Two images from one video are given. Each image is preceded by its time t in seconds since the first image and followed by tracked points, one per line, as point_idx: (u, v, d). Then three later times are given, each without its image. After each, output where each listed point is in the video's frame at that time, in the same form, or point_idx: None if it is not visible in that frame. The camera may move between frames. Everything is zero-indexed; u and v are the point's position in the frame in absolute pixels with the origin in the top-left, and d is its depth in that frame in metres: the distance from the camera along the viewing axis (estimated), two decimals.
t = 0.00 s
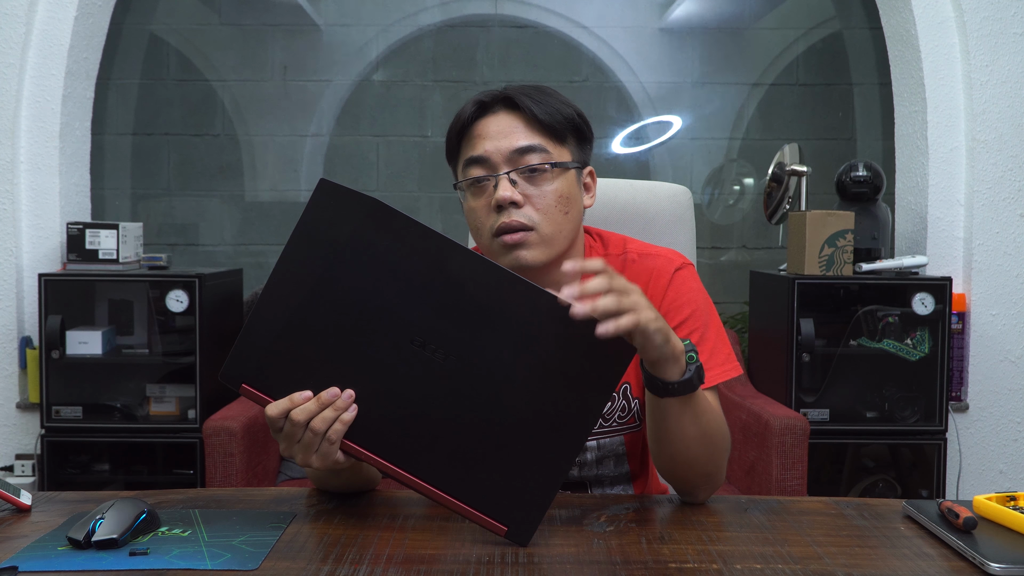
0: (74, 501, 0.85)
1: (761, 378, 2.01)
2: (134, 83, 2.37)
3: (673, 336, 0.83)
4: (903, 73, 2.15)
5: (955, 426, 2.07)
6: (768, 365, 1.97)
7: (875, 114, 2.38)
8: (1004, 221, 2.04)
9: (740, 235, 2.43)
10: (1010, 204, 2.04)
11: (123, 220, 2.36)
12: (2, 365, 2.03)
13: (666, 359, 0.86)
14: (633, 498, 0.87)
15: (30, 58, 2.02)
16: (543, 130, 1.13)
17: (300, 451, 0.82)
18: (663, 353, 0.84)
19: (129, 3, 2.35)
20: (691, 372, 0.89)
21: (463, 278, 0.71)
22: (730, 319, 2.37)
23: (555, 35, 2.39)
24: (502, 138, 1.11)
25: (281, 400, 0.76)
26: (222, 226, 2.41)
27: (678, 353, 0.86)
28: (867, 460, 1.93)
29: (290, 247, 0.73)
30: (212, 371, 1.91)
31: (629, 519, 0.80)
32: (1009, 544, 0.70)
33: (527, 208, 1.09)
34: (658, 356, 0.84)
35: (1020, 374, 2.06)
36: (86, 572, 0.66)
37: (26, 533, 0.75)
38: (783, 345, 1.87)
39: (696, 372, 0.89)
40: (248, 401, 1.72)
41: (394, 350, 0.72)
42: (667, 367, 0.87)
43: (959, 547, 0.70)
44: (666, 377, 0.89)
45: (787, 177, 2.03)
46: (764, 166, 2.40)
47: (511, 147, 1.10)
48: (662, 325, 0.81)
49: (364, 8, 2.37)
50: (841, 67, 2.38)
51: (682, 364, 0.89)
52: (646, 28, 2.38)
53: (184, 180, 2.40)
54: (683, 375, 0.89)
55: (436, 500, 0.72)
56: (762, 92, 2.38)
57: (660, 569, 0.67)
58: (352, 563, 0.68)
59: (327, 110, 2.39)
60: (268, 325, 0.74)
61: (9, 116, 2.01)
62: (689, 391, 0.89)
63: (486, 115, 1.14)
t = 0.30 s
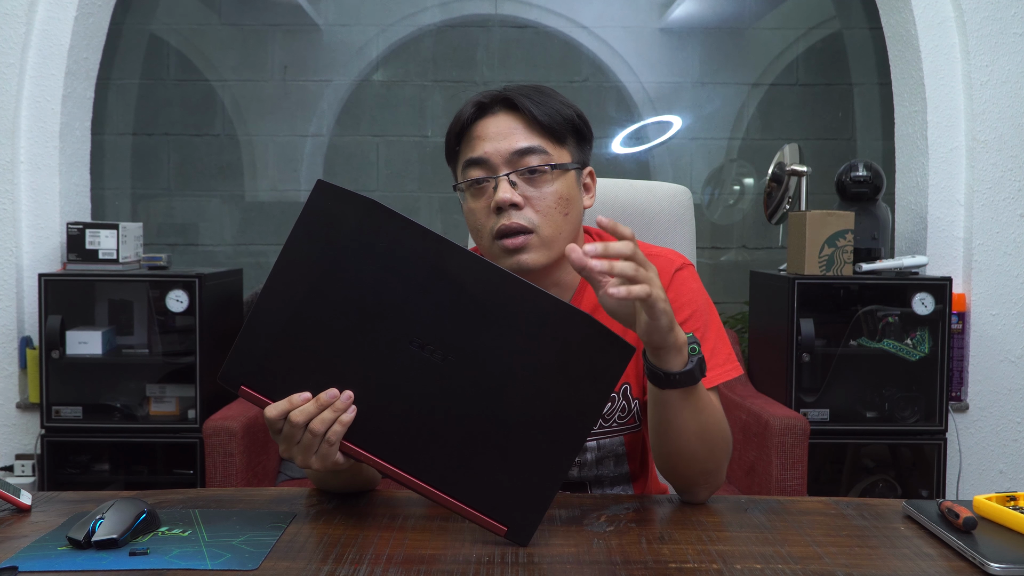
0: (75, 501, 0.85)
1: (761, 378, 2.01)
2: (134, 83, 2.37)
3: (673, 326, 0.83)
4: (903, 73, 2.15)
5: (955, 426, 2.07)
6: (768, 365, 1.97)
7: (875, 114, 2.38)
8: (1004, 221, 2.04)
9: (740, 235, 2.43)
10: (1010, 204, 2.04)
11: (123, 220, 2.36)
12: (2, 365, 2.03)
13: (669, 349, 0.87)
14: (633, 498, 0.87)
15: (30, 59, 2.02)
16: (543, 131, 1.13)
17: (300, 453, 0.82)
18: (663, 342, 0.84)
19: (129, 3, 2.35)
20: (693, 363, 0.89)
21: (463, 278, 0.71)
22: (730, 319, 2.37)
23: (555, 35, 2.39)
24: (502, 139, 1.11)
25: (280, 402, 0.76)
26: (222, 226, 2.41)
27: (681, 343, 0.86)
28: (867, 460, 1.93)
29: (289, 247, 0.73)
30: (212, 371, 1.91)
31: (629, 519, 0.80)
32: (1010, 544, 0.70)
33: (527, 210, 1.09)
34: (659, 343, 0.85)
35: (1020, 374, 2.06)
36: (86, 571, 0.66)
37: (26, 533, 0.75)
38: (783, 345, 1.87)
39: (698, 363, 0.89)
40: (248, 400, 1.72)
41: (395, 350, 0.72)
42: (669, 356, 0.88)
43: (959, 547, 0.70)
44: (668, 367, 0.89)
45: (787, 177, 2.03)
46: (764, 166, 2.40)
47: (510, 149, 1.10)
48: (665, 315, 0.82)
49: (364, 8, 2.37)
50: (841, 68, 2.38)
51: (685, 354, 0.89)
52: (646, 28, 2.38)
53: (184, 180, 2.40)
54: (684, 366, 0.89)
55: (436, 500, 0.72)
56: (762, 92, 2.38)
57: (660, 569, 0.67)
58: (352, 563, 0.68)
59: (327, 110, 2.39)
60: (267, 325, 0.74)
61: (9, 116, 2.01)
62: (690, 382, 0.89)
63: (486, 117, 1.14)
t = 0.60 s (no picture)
0: (75, 501, 0.85)
1: (762, 378, 2.01)
2: (134, 83, 2.37)
3: (674, 345, 0.83)
4: (903, 73, 2.15)
5: (955, 426, 2.07)
6: (768, 365, 1.97)
7: (876, 113, 2.38)
8: (1004, 221, 2.04)
9: (740, 235, 2.43)
10: (1010, 203, 2.04)
11: (123, 220, 2.36)
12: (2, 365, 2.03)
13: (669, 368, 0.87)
14: (633, 498, 0.87)
15: (29, 58, 2.02)
16: (541, 126, 1.13)
17: (300, 451, 0.82)
18: (665, 363, 0.84)
19: (129, 3, 2.35)
20: (691, 378, 0.88)
21: (463, 278, 0.71)
22: (730, 319, 2.37)
23: (555, 35, 2.39)
24: (500, 133, 1.11)
25: (281, 399, 0.76)
26: (222, 226, 2.41)
27: (681, 356, 0.86)
28: (867, 460, 1.93)
29: (290, 247, 0.73)
30: (212, 371, 1.91)
31: (630, 519, 0.80)
32: (1009, 544, 0.70)
33: (525, 203, 1.09)
34: (659, 366, 0.84)
35: (1020, 374, 2.06)
36: (86, 571, 0.66)
37: (26, 533, 0.75)
38: (783, 345, 1.87)
39: (696, 378, 0.89)
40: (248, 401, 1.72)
41: (395, 350, 0.72)
42: (667, 373, 0.88)
43: (958, 547, 0.70)
44: (666, 384, 0.89)
45: (787, 177, 2.03)
46: (764, 166, 2.40)
47: (508, 142, 1.10)
48: (660, 334, 0.81)
49: (364, 8, 2.37)
50: (841, 67, 2.38)
51: (682, 370, 0.88)
52: (646, 28, 2.38)
53: (184, 180, 2.40)
54: (683, 382, 0.89)
55: (436, 500, 0.72)
56: (762, 92, 2.38)
57: (660, 569, 0.67)
58: (352, 563, 0.68)
59: (327, 110, 2.39)
60: (268, 324, 0.74)
61: (9, 117, 2.01)
62: (689, 396, 0.89)
63: (484, 112, 1.14)
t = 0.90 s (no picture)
0: (75, 501, 0.85)
1: (761, 378, 2.01)
2: (134, 83, 2.37)
3: (674, 345, 0.83)
4: (903, 73, 2.15)
5: (955, 426, 2.07)
6: (768, 365, 1.97)
7: (876, 113, 2.38)
8: (1004, 221, 2.04)
9: (740, 235, 2.43)
10: (1010, 203, 2.04)
11: (123, 220, 2.36)
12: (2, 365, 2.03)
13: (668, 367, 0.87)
14: (633, 498, 0.87)
15: (29, 58, 2.02)
16: (538, 126, 1.13)
17: (301, 451, 0.82)
18: (665, 363, 0.84)
19: (129, 3, 2.35)
20: (691, 378, 0.88)
21: (464, 278, 0.71)
22: (730, 319, 2.37)
23: (555, 35, 2.39)
24: (497, 133, 1.11)
25: (281, 399, 0.76)
26: (222, 226, 2.41)
27: (682, 356, 0.86)
28: (867, 460, 1.93)
29: (290, 247, 0.73)
30: (212, 371, 1.91)
31: (630, 519, 0.80)
32: (1009, 544, 0.70)
33: (522, 202, 1.09)
34: (660, 366, 0.84)
35: (1021, 375, 2.06)
36: (86, 571, 0.66)
37: (26, 533, 0.75)
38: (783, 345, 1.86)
39: (696, 378, 0.89)
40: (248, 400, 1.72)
41: (395, 350, 0.72)
42: (667, 373, 0.88)
43: (958, 547, 0.70)
44: (666, 384, 0.89)
45: (787, 177, 2.03)
46: (764, 166, 2.40)
47: (506, 142, 1.10)
48: (660, 333, 0.81)
49: (364, 8, 2.37)
50: (841, 67, 2.38)
51: (682, 370, 0.88)
52: (646, 28, 2.38)
53: (184, 180, 2.40)
54: (682, 382, 0.89)
55: (436, 500, 0.72)
56: (762, 92, 2.38)
57: (660, 570, 0.67)
58: (352, 563, 0.68)
59: (327, 110, 2.39)
60: (268, 324, 0.74)
61: (9, 117, 2.01)
62: (688, 396, 0.89)
63: (481, 113, 1.14)
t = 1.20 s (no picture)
0: (75, 501, 0.85)
1: (761, 378, 2.01)
2: (134, 83, 2.37)
3: (675, 345, 0.83)
4: (903, 73, 2.15)
5: (955, 426, 2.07)
6: (768, 365, 1.97)
7: (876, 113, 2.38)
8: (1004, 221, 2.04)
9: (740, 235, 2.43)
10: (1010, 203, 2.04)
11: (123, 220, 2.36)
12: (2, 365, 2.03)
13: (668, 365, 0.87)
14: (633, 498, 0.87)
15: (30, 58, 2.02)
16: (539, 131, 1.13)
17: (300, 452, 0.82)
18: (665, 362, 0.84)
19: (129, 3, 2.35)
20: (691, 377, 0.88)
21: (464, 278, 0.71)
22: (730, 319, 2.37)
23: (555, 35, 2.39)
24: (498, 137, 1.11)
25: (281, 400, 0.76)
26: (223, 226, 2.41)
27: (682, 356, 0.86)
28: (867, 460, 1.93)
29: (290, 248, 0.74)
30: (212, 371, 1.91)
31: (629, 519, 0.80)
32: (1010, 544, 0.70)
33: (522, 209, 1.09)
34: (659, 366, 0.84)
35: (1021, 375, 2.06)
36: (86, 572, 0.66)
37: (26, 533, 0.75)
38: (783, 346, 1.86)
39: (696, 378, 0.89)
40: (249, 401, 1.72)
41: (395, 350, 0.72)
42: (667, 372, 0.88)
43: (959, 547, 0.70)
44: (666, 383, 0.89)
45: (787, 177, 2.03)
46: (764, 166, 2.40)
47: (506, 147, 1.10)
48: (660, 333, 0.81)
49: (364, 8, 2.37)
50: (841, 67, 2.38)
51: (682, 369, 0.88)
52: (646, 28, 2.38)
53: (184, 180, 2.40)
54: (682, 381, 0.89)
55: (436, 500, 0.72)
56: (762, 92, 2.38)
57: (660, 569, 0.67)
58: (352, 563, 0.68)
59: (327, 110, 2.39)
60: (268, 324, 0.74)
61: (9, 116, 2.01)
62: (688, 396, 0.89)
63: (483, 116, 1.14)
